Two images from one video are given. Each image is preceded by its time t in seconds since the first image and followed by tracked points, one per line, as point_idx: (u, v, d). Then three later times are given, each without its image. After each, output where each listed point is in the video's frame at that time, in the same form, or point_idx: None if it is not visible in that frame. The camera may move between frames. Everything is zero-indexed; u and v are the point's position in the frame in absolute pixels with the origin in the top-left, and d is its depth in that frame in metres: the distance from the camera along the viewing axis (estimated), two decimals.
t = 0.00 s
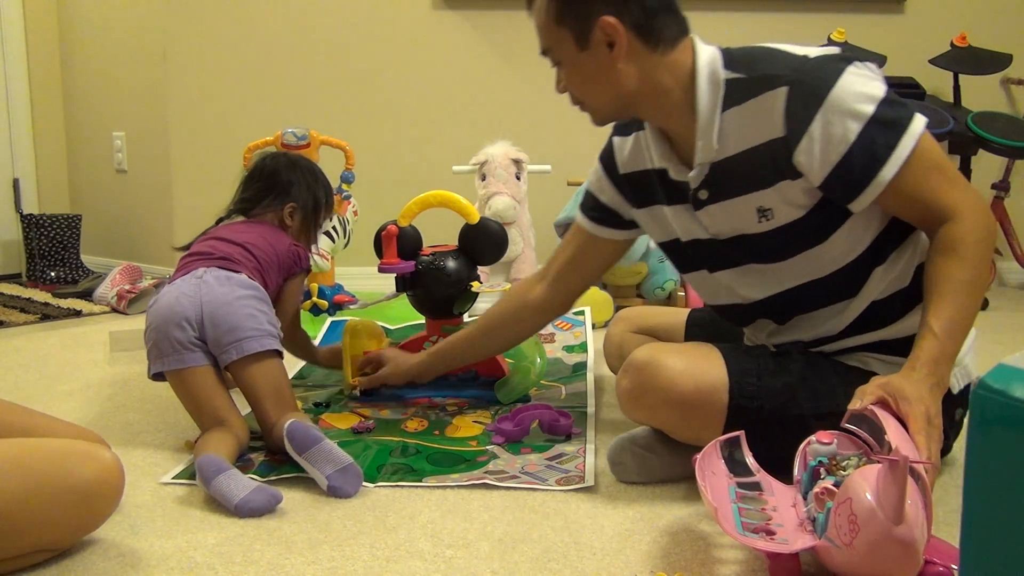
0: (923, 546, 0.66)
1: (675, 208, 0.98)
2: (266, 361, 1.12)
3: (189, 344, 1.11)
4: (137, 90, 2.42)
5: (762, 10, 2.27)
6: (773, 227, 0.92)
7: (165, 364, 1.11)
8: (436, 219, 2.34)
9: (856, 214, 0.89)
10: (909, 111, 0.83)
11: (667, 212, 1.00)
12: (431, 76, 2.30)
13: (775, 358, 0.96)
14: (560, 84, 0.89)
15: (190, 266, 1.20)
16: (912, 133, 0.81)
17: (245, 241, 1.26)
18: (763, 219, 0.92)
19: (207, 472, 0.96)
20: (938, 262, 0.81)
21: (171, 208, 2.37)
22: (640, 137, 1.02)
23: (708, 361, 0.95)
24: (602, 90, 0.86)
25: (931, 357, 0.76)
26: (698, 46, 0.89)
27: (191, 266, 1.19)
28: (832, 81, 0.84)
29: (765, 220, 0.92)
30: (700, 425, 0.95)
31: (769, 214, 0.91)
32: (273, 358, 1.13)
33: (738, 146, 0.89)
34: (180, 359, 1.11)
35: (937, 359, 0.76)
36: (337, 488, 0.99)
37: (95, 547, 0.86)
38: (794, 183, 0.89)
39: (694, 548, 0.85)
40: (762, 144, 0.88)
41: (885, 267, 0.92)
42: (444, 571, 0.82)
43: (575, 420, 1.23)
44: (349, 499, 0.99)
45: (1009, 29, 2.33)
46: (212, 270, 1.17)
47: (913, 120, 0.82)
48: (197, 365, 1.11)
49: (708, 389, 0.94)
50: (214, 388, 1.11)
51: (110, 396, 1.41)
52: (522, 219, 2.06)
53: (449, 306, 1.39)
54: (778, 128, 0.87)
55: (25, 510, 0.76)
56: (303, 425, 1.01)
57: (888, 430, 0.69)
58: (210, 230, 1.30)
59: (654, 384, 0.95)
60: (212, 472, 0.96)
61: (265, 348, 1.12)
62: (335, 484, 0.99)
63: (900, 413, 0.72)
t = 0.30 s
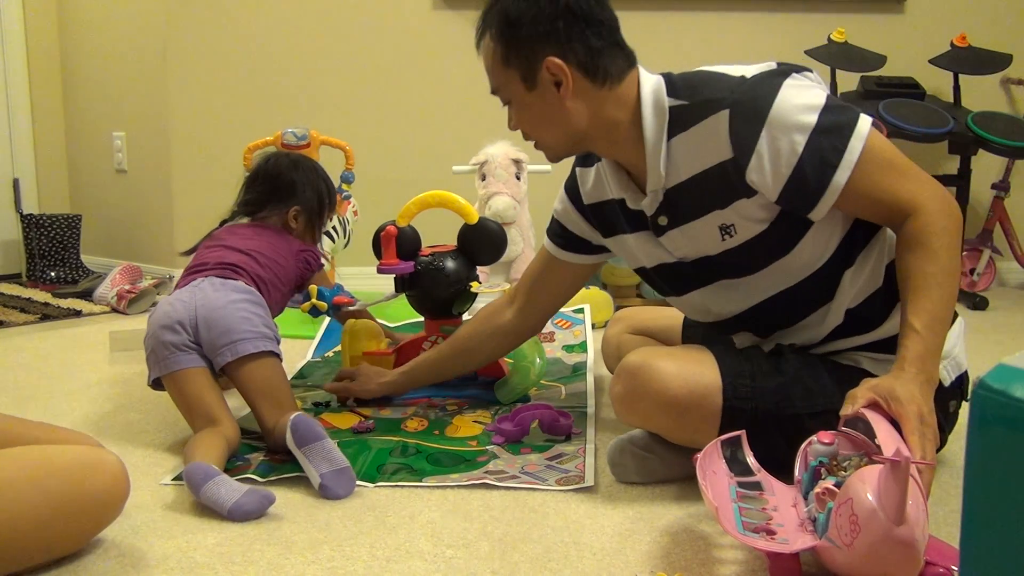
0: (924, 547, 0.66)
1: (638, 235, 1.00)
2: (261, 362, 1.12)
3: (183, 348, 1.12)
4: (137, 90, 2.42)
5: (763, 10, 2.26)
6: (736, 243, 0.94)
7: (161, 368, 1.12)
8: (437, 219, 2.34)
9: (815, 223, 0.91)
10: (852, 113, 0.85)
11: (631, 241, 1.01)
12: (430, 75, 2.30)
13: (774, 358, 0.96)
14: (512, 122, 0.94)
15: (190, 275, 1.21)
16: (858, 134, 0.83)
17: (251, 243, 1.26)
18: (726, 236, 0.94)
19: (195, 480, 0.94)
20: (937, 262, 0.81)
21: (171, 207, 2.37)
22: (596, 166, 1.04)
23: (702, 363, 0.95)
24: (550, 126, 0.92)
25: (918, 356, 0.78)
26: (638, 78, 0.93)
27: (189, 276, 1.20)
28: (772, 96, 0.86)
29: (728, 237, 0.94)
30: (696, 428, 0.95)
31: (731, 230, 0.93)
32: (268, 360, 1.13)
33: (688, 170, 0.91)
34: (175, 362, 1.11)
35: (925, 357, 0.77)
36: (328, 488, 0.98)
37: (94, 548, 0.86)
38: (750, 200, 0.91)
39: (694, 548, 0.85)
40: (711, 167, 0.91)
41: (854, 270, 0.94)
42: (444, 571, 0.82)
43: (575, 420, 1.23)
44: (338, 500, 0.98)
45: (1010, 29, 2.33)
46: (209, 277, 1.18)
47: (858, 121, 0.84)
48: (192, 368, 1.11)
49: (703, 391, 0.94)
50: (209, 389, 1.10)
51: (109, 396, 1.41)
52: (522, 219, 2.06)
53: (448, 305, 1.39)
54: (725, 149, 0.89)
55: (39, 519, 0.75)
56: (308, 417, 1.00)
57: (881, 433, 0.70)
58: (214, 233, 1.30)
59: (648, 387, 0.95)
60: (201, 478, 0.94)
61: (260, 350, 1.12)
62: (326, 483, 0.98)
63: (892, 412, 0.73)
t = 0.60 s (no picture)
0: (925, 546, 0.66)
1: (635, 240, 1.01)
2: (256, 361, 1.12)
3: (178, 353, 1.12)
4: (137, 90, 2.42)
5: (764, 10, 2.26)
6: (733, 245, 0.94)
7: (158, 375, 1.12)
8: (437, 219, 2.34)
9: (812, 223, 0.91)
10: (844, 113, 0.85)
11: (626, 246, 1.02)
12: (431, 75, 2.30)
13: (774, 358, 0.96)
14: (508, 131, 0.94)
15: (190, 282, 1.22)
16: (852, 135, 0.84)
17: (258, 254, 1.26)
18: (723, 237, 0.94)
19: (191, 486, 0.94)
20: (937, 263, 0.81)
21: (171, 207, 2.37)
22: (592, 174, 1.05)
23: (705, 361, 0.95)
24: (548, 133, 0.92)
25: (920, 355, 0.78)
26: (632, 83, 0.93)
27: (185, 285, 1.21)
28: (765, 98, 0.87)
29: (725, 239, 0.94)
30: (700, 426, 0.95)
31: (728, 232, 0.94)
32: (263, 359, 1.13)
33: (685, 173, 0.92)
34: (170, 367, 1.11)
35: (925, 357, 0.77)
36: (324, 489, 0.98)
37: (95, 548, 0.87)
38: (746, 202, 0.91)
39: (694, 548, 0.85)
40: (707, 169, 0.91)
41: (852, 270, 0.94)
42: (444, 571, 0.82)
43: (575, 420, 1.23)
44: (334, 500, 0.98)
45: (1010, 29, 2.33)
46: (206, 284, 1.19)
47: (850, 121, 0.84)
48: (188, 372, 1.11)
49: (705, 389, 0.93)
50: (206, 392, 1.10)
51: (109, 396, 1.41)
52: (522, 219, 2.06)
53: (449, 305, 1.39)
54: (720, 152, 0.89)
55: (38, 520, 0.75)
56: (291, 428, 1.00)
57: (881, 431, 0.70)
58: (223, 242, 1.30)
59: (649, 386, 0.95)
60: (197, 484, 0.94)
61: (255, 350, 1.12)
62: (321, 486, 0.98)
63: (894, 414, 0.73)
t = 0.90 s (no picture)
0: (925, 545, 0.66)
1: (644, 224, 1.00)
2: (250, 363, 1.11)
3: (171, 356, 1.11)
4: (137, 90, 2.41)
5: (764, 9, 2.26)
6: (745, 232, 0.94)
7: (151, 378, 1.11)
8: (437, 219, 2.34)
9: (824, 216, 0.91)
10: (867, 108, 0.85)
11: (637, 230, 1.02)
12: (430, 75, 2.30)
13: (773, 357, 0.96)
14: (529, 106, 0.94)
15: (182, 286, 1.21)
16: (873, 130, 0.83)
17: (250, 257, 1.26)
18: (735, 224, 0.94)
19: (192, 488, 0.93)
20: (935, 262, 0.81)
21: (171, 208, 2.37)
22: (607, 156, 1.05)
23: (701, 364, 0.95)
24: (570, 106, 0.91)
25: (923, 354, 0.77)
26: (656, 63, 0.93)
27: (177, 287, 1.21)
28: (790, 86, 0.86)
29: (736, 225, 0.94)
30: (695, 429, 0.95)
31: (740, 218, 0.93)
32: (257, 361, 1.12)
33: (701, 157, 0.91)
34: (163, 370, 1.11)
35: (929, 358, 0.77)
36: (323, 490, 0.98)
37: (95, 548, 0.87)
38: (761, 188, 0.91)
39: (694, 548, 0.85)
40: (724, 153, 0.91)
41: (860, 267, 0.94)
42: (444, 571, 0.82)
43: (575, 420, 1.23)
44: (334, 501, 0.98)
45: (1010, 28, 2.33)
46: (199, 286, 1.18)
47: (872, 116, 0.84)
48: (181, 376, 1.11)
49: (701, 392, 0.93)
50: (202, 396, 1.10)
51: (109, 396, 1.41)
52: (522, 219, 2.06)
53: (449, 306, 1.39)
54: (741, 135, 0.89)
55: (39, 515, 0.75)
56: (284, 432, 0.99)
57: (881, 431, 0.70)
58: (212, 246, 1.29)
59: (646, 388, 0.95)
60: (198, 486, 0.93)
61: (249, 351, 1.12)
62: (320, 487, 0.98)
63: (895, 413, 0.73)
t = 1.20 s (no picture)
0: (925, 545, 0.66)
1: (694, 193, 0.97)
2: (253, 363, 1.11)
3: (173, 352, 1.11)
4: (137, 91, 2.42)
5: (766, 9, 2.26)
6: (791, 217, 0.91)
7: (151, 373, 1.11)
8: (437, 219, 2.34)
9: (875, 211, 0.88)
10: (942, 116, 0.81)
11: (685, 200, 0.98)
12: (430, 75, 2.30)
13: (773, 357, 0.96)
14: (631, 56, 0.77)
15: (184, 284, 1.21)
16: (943, 135, 0.79)
17: (249, 259, 1.25)
18: (782, 207, 0.91)
19: (194, 488, 0.94)
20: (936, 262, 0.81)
21: (170, 208, 2.38)
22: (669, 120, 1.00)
23: (709, 361, 0.95)
24: (685, 50, 0.79)
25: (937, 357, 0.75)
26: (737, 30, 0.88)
27: (181, 283, 1.20)
28: (871, 71, 0.82)
29: (785, 208, 0.91)
30: (700, 426, 0.95)
31: (789, 202, 0.90)
32: (260, 360, 1.12)
33: (768, 131, 0.88)
34: (165, 366, 1.11)
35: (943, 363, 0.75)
36: (322, 492, 0.98)
37: (96, 548, 0.87)
38: (819, 171, 0.88)
39: (694, 548, 0.85)
40: (791, 131, 0.87)
41: (898, 268, 0.91)
42: (444, 571, 0.82)
43: (574, 420, 1.23)
44: (333, 502, 0.98)
45: (1009, 29, 2.33)
46: (202, 284, 1.18)
47: (946, 124, 0.80)
48: (183, 373, 1.11)
49: (708, 389, 0.93)
50: (204, 394, 1.10)
51: (109, 396, 1.41)
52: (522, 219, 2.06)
53: (449, 305, 1.39)
54: (811, 114, 0.86)
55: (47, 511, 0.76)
56: (285, 432, 1.00)
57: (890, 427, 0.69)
58: (210, 248, 1.29)
59: (653, 385, 0.95)
60: (201, 486, 0.94)
61: (252, 350, 1.11)
62: (319, 489, 0.98)
63: (904, 415, 0.71)
